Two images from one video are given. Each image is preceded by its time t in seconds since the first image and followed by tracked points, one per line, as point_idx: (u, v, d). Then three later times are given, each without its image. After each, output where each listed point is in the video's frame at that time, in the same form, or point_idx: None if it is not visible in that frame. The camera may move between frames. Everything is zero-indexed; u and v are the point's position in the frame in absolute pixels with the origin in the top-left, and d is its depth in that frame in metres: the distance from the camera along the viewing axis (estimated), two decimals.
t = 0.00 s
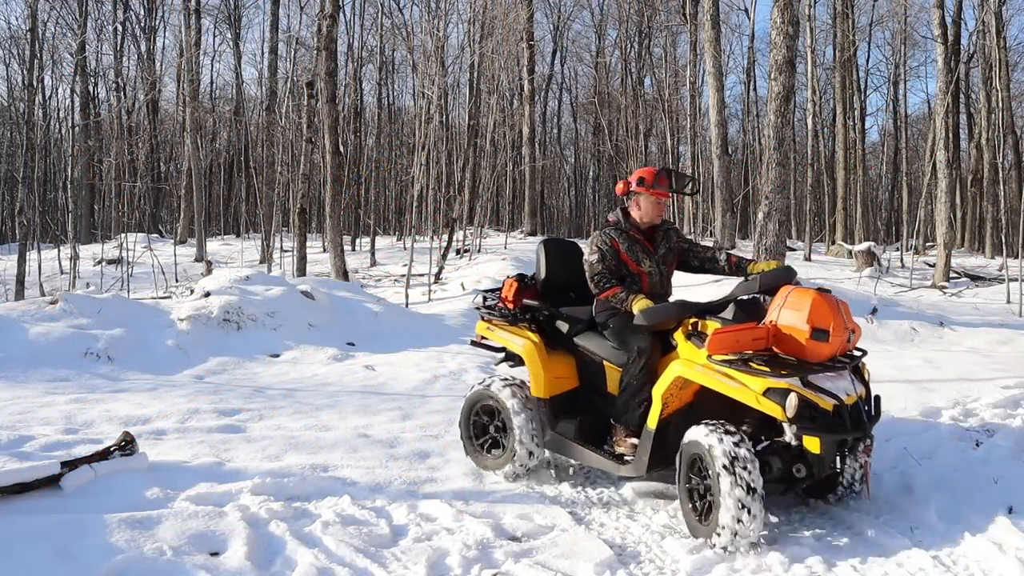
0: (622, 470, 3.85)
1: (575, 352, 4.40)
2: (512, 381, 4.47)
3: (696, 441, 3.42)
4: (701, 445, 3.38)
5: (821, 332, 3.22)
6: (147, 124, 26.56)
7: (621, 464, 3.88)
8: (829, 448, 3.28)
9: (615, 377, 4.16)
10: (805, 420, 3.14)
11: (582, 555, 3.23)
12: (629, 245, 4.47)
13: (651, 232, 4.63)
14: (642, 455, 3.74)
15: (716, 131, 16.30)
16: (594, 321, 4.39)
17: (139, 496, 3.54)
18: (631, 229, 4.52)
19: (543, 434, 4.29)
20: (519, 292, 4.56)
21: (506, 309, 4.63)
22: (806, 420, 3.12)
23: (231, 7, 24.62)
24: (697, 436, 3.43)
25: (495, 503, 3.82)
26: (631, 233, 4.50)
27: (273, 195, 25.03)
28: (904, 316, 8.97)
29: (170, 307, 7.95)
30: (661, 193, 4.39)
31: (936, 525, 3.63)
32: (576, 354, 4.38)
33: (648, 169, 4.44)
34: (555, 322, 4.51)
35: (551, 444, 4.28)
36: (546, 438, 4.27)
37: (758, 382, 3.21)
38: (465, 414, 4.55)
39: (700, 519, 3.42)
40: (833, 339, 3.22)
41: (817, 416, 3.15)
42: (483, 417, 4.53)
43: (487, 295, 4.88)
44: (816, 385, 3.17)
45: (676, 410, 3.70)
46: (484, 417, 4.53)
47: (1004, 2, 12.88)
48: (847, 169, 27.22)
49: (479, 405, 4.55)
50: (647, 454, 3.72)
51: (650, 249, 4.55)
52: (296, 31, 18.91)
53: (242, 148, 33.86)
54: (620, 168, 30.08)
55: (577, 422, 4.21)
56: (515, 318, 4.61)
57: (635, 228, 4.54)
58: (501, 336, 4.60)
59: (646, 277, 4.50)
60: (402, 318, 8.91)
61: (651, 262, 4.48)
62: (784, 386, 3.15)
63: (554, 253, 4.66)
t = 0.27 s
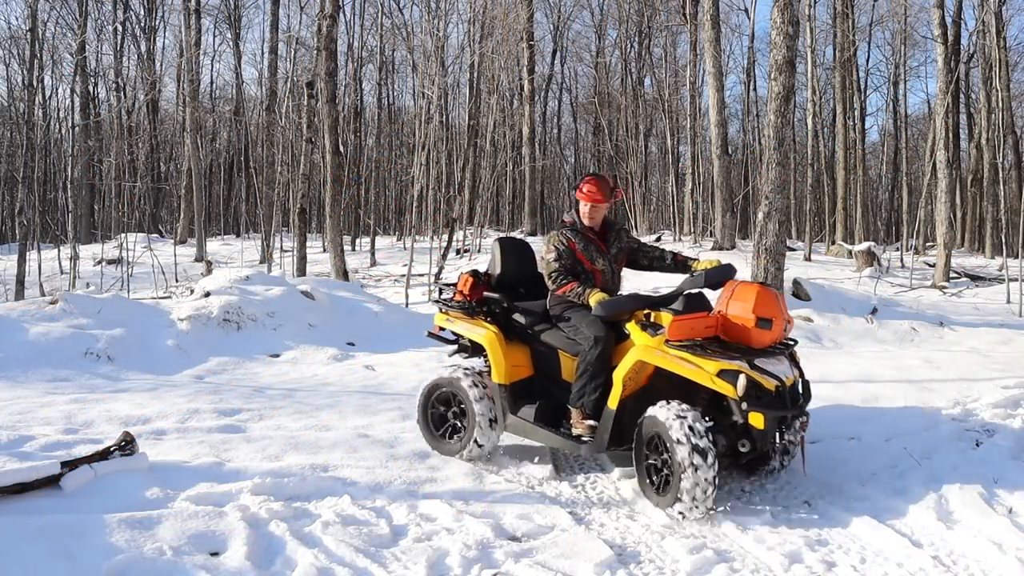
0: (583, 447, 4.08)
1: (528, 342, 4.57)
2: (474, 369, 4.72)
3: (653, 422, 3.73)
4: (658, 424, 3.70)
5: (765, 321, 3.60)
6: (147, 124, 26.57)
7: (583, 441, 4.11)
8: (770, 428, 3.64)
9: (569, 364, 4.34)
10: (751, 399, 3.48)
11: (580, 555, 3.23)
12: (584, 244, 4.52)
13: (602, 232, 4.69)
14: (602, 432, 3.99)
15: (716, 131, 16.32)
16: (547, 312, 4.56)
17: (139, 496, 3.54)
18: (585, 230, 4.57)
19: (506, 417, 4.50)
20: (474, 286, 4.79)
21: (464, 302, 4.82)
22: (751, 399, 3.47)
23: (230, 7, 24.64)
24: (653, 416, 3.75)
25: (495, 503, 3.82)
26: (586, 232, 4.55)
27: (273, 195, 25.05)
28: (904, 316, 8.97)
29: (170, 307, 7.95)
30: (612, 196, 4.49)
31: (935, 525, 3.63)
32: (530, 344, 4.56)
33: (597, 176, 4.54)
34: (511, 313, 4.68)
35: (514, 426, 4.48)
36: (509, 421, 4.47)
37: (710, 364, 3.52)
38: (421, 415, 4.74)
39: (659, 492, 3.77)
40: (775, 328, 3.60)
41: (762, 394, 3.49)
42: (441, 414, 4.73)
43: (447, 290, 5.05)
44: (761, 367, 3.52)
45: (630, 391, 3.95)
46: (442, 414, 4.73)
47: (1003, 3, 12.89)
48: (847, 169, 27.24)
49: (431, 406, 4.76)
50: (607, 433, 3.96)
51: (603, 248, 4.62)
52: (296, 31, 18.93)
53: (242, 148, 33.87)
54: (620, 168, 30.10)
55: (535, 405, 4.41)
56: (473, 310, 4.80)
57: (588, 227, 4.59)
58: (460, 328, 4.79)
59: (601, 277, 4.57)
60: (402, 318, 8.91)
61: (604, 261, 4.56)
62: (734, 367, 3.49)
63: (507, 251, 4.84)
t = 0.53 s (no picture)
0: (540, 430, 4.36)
1: (482, 333, 4.86)
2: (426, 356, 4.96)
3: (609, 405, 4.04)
4: (615, 407, 4.03)
5: (707, 308, 3.92)
6: (147, 124, 26.57)
7: (539, 425, 4.40)
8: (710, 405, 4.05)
9: (522, 352, 4.67)
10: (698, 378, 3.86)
11: (578, 554, 3.24)
12: (529, 238, 4.86)
13: (545, 228, 5.04)
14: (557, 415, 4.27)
15: (716, 131, 16.33)
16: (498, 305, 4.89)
17: (139, 496, 3.54)
18: (529, 225, 4.90)
19: (464, 404, 4.75)
20: (426, 280, 5.06)
21: (418, 295, 5.05)
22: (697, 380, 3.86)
23: (231, 7, 24.64)
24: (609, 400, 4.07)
25: (495, 503, 3.82)
26: (530, 227, 4.89)
27: (273, 195, 25.06)
28: (903, 316, 8.97)
29: (170, 307, 7.96)
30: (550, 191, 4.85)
31: (936, 524, 3.63)
32: (483, 334, 4.85)
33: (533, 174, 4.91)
34: (464, 305, 4.97)
35: (473, 412, 4.71)
36: (467, 407, 4.72)
37: (662, 348, 3.85)
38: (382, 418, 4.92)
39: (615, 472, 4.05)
40: (715, 314, 3.93)
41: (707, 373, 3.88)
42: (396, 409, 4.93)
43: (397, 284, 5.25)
44: (706, 350, 3.89)
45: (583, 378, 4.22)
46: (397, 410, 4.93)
47: (1003, 3, 12.89)
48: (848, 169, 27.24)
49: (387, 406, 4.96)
50: (563, 417, 4.24)
51: (548, 241, 4.96)
52: (296, 31, 18.93)
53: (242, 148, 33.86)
54: (620, 168, 30.11)
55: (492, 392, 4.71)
56: (427, 303, 5.04)
57: (531, 223, 4.93)
58: (416, 320, 5.01)
59: (547, 268, 4.90)
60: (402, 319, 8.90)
61: (548, 252, 4.89)
62: (682, 350, 3.86)
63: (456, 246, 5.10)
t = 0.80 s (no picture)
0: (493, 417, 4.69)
1: (429, 325, 5.10)
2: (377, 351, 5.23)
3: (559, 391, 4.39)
4: (568, 395, 4.35)
5: (646, 302, 4.33)
6: (147, 124, 26.57)
7: (492, 413, 4.72)
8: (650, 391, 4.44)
9: (468, 344, 4.94)
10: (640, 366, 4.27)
11: (577, 552, 3.26)
12: (479, 234, 5.11)
13: (494, 223, 5.29)
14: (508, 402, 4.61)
15: (716, 131, 16.34)
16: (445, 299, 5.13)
17: (139, 496, 3.54)
18: (479, 221, 5.15)
19: (417, 394, 5.04)
20: (372, 275, 5.26)
21: (366, 290, 5.25)
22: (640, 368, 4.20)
23: (230, 6, 24.65)
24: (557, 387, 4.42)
25: (495, 503, 3.82)
26: (480, 223, 5.14)
27: (273, 195, 25.08)
28: (903, 316, 8.96)
29: (169, 307, 7.96)
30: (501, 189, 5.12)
31: (936, 524, 3.63)
32: (430, 327, 5.10)
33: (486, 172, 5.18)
34: (411, 298, 5.19)
35: (427, 402, 5.01)
36: (421, 397, 5.01)
37: (609, 339, 4.20)
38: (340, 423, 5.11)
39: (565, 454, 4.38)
40: (652, 308, 4.35)
41: (648, 361, 4.30)
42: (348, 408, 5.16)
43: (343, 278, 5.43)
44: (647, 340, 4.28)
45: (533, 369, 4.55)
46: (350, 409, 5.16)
47: (1003, 3, 12.89)
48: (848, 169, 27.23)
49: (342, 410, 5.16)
50: (515, 405, 4.58)
51: (496, 237, 5.22)
52: (296, 32, 18.95)
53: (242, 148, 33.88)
54: (620, 168, 30.11)
55: (443, 382, 4.98)
56: (374, 297, 5.24)
57: (481, 219, 5.18)
58: (366, 314, 5.21)
59: (495, 261, 5.18)
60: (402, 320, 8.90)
61: (496, 247, 5.16)
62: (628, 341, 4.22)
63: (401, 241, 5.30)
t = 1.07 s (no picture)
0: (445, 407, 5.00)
1: (372, 320, 5.25)
2: (319, 345, 5.39)
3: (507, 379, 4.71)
4: (514, 384, 4.67)
5: (583, 299, 4.72)
6: (147, 124, 26.56)
7: (443, 402, 5.03)
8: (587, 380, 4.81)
9: (413, 339, 5.16)
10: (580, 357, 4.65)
11: (574, 552, 3.26)
12: (427, 237, 5.33)
13: (439, 227, 5.53)
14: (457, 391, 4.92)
15: (716, 131, 16.34)
16: (388, 295, 5.31)
17: (140, 495, 3.54)
18: (426, 224, 5.39)
19: (365, 387, 5.21)
20: (316, 272, 5.40)
21: (311, 286, 5.36)
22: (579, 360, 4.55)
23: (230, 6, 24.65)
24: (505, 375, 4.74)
25: (495, 502, 3.82)
26: (427, 226, 5.38)
27: (273, 195, 25.07)
28: (904, 316, 8.96)
29: (169, 307, 7.96)
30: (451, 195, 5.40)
31: (936, 525, 3.63)
32: (372, 322, 5.25)
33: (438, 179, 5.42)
34: (354, 295, 5.31)
35: (375, 395, 5.22)
36: (370, 390, 5.20)
37: (553, 332, 4.58)
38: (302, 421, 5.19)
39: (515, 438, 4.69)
40: (589, 303, 4.74)
41: (587, 353, 4.70)
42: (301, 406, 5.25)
43: (285, 276, 5.49)
44: (584, 333, 4.72)
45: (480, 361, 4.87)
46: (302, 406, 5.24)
47: (1004, 3, 12.89)
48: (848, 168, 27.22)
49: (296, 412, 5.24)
50: (464, 394, 4.90)
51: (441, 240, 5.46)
52: (296, 32, 18.96)
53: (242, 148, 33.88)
54: (620, 168, 30.11)
55: (391, 375, 5.19)
56: (319, 293, 5.36)
57: (428, 222, 5.41)
58: (312, 310, 5.31)
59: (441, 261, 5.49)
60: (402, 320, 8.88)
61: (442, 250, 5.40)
62: (569, 334, 4.61)
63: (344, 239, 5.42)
